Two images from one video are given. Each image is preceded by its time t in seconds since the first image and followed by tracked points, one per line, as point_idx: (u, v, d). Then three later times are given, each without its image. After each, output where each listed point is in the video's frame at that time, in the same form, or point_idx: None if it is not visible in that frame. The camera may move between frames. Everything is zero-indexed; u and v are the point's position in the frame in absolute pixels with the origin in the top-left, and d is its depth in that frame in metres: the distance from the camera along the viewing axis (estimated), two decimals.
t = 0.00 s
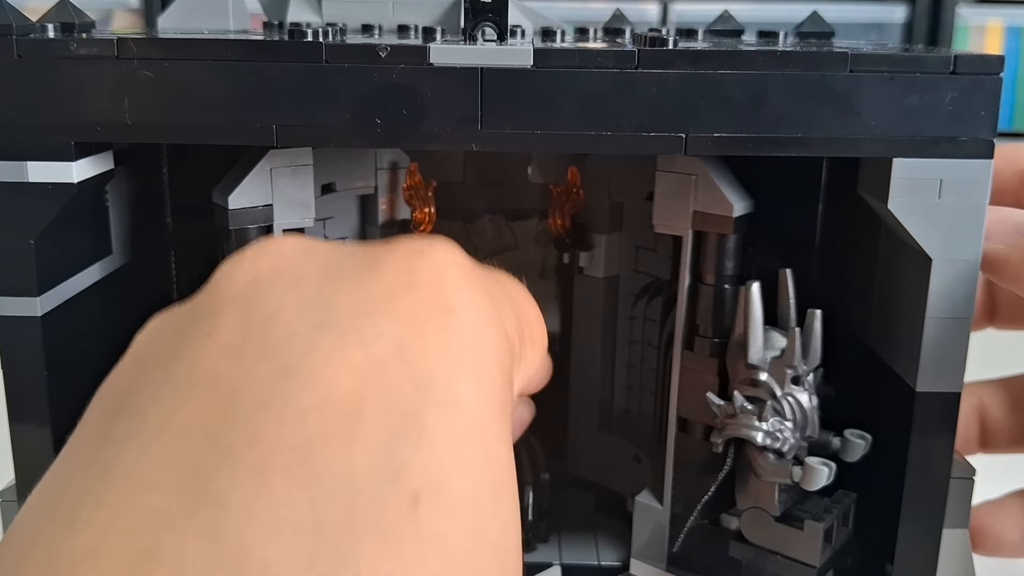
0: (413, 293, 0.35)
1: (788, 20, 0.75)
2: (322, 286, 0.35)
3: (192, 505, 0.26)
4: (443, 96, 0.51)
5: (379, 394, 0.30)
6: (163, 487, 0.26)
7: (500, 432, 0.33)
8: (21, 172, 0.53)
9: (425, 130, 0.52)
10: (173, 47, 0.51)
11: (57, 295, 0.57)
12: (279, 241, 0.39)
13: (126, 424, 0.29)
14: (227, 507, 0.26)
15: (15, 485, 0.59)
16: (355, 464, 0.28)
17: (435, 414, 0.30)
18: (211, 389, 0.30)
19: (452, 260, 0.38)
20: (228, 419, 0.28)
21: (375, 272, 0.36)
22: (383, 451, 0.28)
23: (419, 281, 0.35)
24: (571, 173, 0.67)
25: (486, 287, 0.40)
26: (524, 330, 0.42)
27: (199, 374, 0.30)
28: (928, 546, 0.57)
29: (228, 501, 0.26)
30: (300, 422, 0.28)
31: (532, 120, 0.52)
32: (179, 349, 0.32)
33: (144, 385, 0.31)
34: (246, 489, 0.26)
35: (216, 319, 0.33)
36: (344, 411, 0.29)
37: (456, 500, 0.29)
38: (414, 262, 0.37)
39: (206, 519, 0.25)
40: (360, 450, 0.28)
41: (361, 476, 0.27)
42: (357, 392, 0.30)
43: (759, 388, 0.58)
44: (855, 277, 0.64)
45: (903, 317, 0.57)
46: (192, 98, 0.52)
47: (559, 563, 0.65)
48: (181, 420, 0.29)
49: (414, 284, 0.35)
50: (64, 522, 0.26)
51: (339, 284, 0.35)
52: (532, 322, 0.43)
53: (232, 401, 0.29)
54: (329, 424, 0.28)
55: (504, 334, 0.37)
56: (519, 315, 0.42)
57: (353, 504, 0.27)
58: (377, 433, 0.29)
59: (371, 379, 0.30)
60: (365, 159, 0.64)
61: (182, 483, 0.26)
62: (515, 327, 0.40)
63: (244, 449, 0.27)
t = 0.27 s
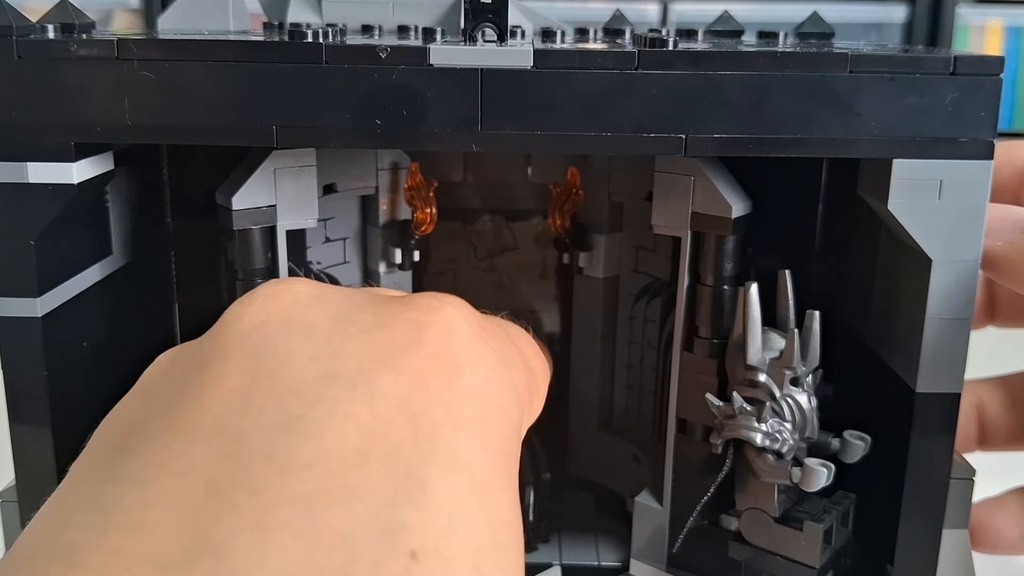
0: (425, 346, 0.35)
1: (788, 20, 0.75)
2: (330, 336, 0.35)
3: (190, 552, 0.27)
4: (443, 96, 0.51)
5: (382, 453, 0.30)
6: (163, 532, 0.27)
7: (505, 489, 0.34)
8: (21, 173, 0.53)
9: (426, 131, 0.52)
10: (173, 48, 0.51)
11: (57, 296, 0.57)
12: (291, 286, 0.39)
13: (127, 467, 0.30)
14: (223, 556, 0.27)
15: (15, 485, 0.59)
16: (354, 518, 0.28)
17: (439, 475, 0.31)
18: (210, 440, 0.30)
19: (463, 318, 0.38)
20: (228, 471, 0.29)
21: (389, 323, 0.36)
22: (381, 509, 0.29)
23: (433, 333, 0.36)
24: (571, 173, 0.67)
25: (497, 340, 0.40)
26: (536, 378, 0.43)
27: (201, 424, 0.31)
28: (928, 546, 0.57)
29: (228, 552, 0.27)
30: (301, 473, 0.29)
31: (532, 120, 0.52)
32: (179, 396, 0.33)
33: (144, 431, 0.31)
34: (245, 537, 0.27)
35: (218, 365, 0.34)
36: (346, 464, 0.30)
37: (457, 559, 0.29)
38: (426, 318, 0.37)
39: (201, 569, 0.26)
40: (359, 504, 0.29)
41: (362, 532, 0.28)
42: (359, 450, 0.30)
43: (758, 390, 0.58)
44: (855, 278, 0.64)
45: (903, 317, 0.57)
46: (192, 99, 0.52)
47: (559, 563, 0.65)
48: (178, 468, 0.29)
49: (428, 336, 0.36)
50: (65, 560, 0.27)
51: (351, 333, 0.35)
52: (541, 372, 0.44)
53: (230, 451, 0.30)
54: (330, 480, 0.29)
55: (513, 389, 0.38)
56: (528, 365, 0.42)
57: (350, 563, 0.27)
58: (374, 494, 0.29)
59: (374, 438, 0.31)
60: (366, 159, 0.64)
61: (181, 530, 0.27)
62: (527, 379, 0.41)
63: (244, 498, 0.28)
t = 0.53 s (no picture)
0: (422, 309, 0.37)
1: (789, 20, 0.75)
2: (326, 308, 0.37)
3: (201, 511, 0.29)
4: (443, 96, 0.51)
5: (383, 413, 0.33)
6: (170, 498, 0.30)
7: (508, 444, 0.36)
8: (21, 172, 0.53)
9: (425, 131, 0.52)
10: (173, 48, 0.51)
11: (57, 296, 0.57)
12: (295, 264, 0.42)
13: (139, 435, 0.33)
14: (232, 513, 0.29)
15: (15, 485, 0.58)
16: (358, 477, 0.31)
17: (440, 432, 0.33)
18: (218, 406, 0.33)
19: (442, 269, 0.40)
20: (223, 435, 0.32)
21: (386, 289, 0.38)
22: (385, 466, 0.31)
23: (429, 298, 0.38)
24: (571, 173, 0.67)
25: (493, 306, 0.42)
26: (531, 346, 0.45)
27: (209, 393, 0.34)
28: (929, 546, 0.57)
29: (234, 509, 0.29)
30: (303, 435, 0.31)
31: (532, 120, 0.52)
32: (188, 368, 0.36)
33: (155, 404, 0.34)
34: (250, 498, 0.29)
35: (225, 337, 0.37)
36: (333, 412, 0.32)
37: (462, 513, 0.32)
38: (421, 282, 0.39)
39: (210, 526, 0.29)
40: (363, 462, 0.31)
41: (365, 491, 0.31)
42: (361, 410, 0.32)
43: (759, 389, 0.58)
44: (856, 278, 0.64)
45: (903, 317, 0.57)
46: (192, 99, 0.52)
47: (559, 563, 0.65)
48: (191, 435, 0.32)
49: (423, 301, 0.38)
50: (77, 528, 0.30)
51: (349, 304, 0.38)
52: (537, 341, 0.47)
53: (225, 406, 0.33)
54: (333, 439, 0.31)
55: (511, 349, 0.40)
56: (525, 332, 0.45)
57: (355, 519, 0.30)
58: (378, 454, 0.31)
59: (375, 398, 0.33)
60: (370, 159, 0.64)
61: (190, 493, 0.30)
62: (522, 345, 0.43)
63: (251, 460, 0.31)
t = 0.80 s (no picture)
0: (433, 303, 0.38)
1: (788, 20, 0.75)
2: (338, 300, 0.39)
3: (216, 502, 0.32)
4: (443, 97, 0.51)
5: (394, 408, 0.34)
6: (185, 487, 0.32)
7: (516, 437, 0.37)
8: (21, 172, 0.53)
9: (425, 131, 0.52)
10: (173, 48, 0.51)
11: (57, 295, 0.57)
12: (307, 255, 0.44)
13: (156, 427, 0.35)
14: (244, 504, 0.31)
15: (15, 485, 0.58)
16: (370, 470, 0.33)
17: (450, 426, 0.35)
18: (233, 398, 0.35)
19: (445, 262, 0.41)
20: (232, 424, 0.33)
21: (397, 284, 0.39)
22: (396, 460, 0.33)
23: (440, 291, 0.39)
24: (571, 173, 0.67)
25: (502, 298, 0.43)
26: (538, 338, 0.46)
27: (222, 388, 0.36)
28: (930, 546, 0.57)
29: (247, 501, 0.31)
30: (317, 428, 0.33)
31: (532, 120, 0.52)
32: (199, 361, 0.38)
33: (168, 396, 0.37)
34: (264, 490, 0.32)
35: (238, 329, 0.39)
36: (347, 403, 0.34)
37: (471, 506, 0.34)
38: (433, 275, 0.39)
39: (225, 515, 0.31)
40: (374, 455, 0.33)
41: (377, 485, 0.33)
42: (373, 404, 0.34)
43: (758, 389, 0.58)
44: (856, 279, 0.64)
45: (903, 317, 0.57)
46: (192, 99, 0.52)
47: (559, 563, 0.65)
48: (201, 425, 0.34)
49: (434, 295, 0.39)
50: (90, 518, 0.32)
51: (360, 299, 0.39)
52: (543, 331, 0.46)
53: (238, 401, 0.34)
54: (345, 432, 0.33)
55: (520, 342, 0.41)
56: (531, 323, 0.45)
57: (367, 511, 0.32)
58: (390, 446, 0.33)
59: (387, 393, 0.35)
60: (370, 159, 0.64)
61: (206, 481, 0.32)
62: (530, 337, 0.44)
63: (264, 452, 0.33)
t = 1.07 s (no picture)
0: (400, 360, 0.40)
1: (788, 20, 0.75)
2: (303, 350, 0.40)
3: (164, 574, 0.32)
4: (444, 97, 0.51)
5: (351, 473, 0.35)
6: (138, 553, 0.33)
7: (481, 496, 0.39)
8: (21, 173, 0.53)
9: (425, 131, 0.52)
10: (173, 49, 0.51)
11: (57, 296, 0.57)
12: (269, 295, 0.45)
13: (116, 482, 0.36)
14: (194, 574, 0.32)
15: (16, 485, 0.58)
16: (321, 540, 0.34)
17: (408, 491, 0.36)
18: (190, 459, 0.36)
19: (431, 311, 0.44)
20: (202, 469, 0.35)
21: (364, 338, 0.41)
22: (349, 529, 0.34)
23: (407, 348, 0.41)
24: (569, 173, 0.67)
25: (473, 345, 0.44)
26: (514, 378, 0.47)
27: (178, 444, 0.37)
28: (928, 546, 0.57)
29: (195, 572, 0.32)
30: (270, 493, 0.34)
31: (531, 120, 0.52)
32: (166, 410, 0.39)
33: (133, 449, 0.38)
34: (214, 558, 0.33)
35: (198, 379, 0.40)
36: (326, 433, 0.36)
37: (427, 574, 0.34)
38: (403, 332, 0.41)
39: None
40: (327, 525, 0.34)
41: (328, 553, 0.33)
42: (330, 470, 0.35)
43: (744, 390, 0.58)
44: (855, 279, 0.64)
45: (902, 317, 0.57)
46: (192, 99, 0.52)
47: (559, 563, 0.65)
48: (159, 487, 0.35)
49: (400, 352, 0.40)
50: None
51: (326, 351, 0.40)
52: (518, 364, 0.48)
53: (220, 451, 0.36)
54: (298, 499, 0.34)
55: (489, 395, 0.43)
56: (507, 365, 0.46)
57: None
58: (345, 513, 0.34)
59: (345, 457, 0.36)
60: (360, 156, 0.64)
61: (157, 548, 0.33)
62: (505, 384, 0.45)
63: (217, 519, 0.34)
